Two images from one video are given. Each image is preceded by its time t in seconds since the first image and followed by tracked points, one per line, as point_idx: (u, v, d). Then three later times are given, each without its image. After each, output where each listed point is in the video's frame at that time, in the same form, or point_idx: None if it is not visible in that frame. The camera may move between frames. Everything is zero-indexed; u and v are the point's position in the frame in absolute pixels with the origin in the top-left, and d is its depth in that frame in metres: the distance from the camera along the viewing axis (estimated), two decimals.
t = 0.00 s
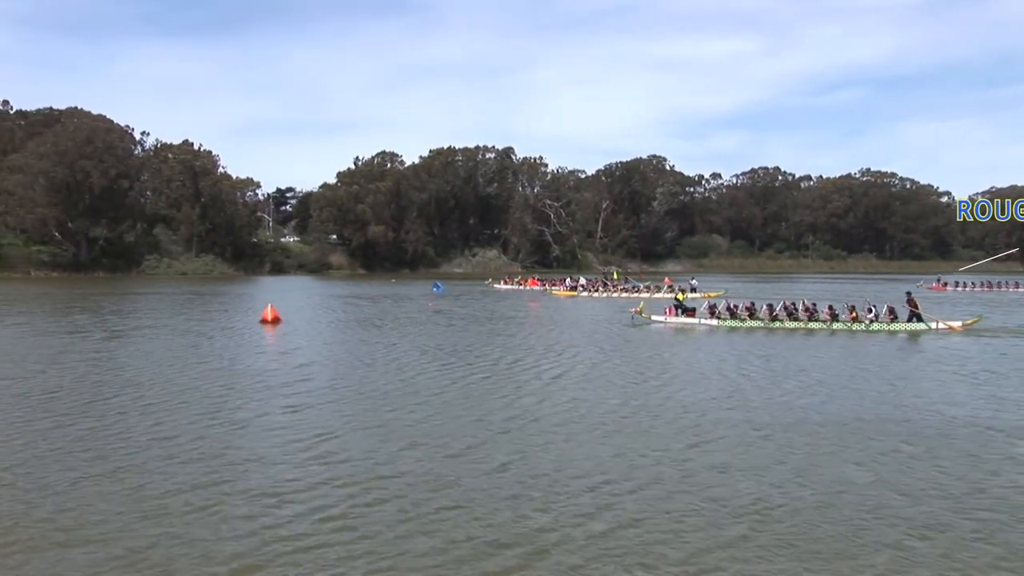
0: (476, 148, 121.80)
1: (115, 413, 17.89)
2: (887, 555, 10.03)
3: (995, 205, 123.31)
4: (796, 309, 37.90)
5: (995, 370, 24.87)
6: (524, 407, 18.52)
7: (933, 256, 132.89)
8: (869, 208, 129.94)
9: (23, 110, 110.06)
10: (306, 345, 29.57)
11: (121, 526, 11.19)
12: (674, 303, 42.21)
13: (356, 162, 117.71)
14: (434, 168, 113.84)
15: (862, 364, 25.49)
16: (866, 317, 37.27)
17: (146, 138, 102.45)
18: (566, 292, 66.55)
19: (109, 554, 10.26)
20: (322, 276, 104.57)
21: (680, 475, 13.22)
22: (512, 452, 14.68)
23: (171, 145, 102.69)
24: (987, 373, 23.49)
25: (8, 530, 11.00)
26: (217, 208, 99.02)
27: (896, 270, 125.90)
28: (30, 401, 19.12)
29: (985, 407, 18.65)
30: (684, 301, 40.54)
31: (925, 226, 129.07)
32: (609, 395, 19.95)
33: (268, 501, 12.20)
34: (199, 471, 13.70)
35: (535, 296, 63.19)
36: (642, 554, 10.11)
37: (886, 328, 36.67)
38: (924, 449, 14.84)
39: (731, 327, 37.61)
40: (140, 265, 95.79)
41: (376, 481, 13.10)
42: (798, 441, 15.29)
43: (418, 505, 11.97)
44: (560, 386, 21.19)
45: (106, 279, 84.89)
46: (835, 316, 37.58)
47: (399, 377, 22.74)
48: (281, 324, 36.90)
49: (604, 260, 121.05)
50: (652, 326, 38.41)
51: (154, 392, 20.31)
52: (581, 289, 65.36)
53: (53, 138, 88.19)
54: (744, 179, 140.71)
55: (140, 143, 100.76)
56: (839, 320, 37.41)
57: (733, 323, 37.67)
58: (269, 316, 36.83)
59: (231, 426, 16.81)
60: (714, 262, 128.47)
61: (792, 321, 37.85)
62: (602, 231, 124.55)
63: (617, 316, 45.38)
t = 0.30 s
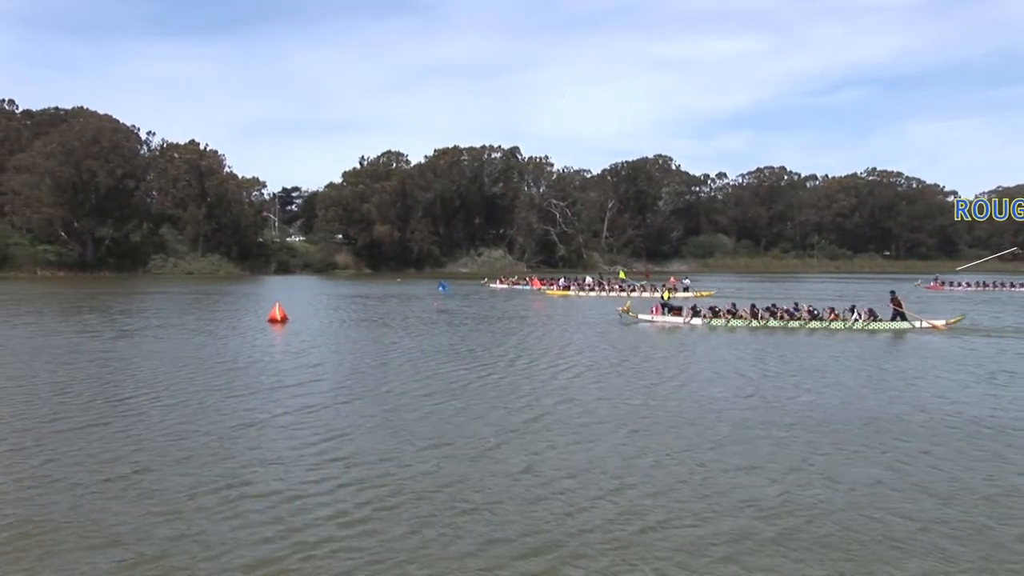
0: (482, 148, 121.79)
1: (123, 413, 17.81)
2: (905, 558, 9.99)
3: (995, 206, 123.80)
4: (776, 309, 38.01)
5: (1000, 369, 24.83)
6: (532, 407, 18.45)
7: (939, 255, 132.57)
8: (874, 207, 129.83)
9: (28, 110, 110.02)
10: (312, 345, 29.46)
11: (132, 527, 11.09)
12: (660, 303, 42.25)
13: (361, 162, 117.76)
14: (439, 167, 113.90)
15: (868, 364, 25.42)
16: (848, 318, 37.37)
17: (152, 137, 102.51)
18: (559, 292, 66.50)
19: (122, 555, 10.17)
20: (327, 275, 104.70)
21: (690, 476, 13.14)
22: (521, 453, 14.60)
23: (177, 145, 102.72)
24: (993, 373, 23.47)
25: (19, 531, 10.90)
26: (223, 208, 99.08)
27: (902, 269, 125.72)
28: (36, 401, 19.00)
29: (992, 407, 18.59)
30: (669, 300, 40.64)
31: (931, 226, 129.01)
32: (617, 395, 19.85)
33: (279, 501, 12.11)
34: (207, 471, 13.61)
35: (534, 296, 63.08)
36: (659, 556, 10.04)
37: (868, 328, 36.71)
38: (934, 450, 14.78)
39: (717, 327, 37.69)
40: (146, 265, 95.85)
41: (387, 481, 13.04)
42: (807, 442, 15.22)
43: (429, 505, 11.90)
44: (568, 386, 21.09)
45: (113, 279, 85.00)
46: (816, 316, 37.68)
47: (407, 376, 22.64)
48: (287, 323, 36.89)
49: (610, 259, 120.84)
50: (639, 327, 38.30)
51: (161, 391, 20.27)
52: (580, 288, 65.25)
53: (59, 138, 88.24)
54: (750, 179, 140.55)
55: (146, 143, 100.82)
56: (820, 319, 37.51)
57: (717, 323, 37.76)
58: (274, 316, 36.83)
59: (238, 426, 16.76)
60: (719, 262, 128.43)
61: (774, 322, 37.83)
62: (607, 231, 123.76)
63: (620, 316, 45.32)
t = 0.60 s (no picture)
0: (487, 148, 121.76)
1: (135, 413, 17.82)
2: (926, 563, 9.94)
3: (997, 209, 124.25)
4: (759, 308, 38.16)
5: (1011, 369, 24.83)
6: (542, 408, 18.43)
7: (945, 256, 132.23)
8: (881, 208, 129.71)
9: (35, 110, 110.14)
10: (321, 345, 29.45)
11: (149, 529, 11.07)
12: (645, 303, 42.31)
13: (367, 161, 117.80)
14: (445, 167, 113.89)
15: (878, 364, 25.40)
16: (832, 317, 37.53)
17: (157, 137, 102.57)
18: (552, 292, 66.50)
19: (137, 559, 10.12)
20: (333, 276, 104.81)
21: (702, 478, 13.11)
22: (534, 454, 14.57)
23: (183, 145, 102.74)
24: (1004, 373, 23.46)
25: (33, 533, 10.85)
26: (228, 208, 99.13)
27: (908, 269, 125.52)
28: (47, 401, 19.01)
29: (1001, 407, 18.59)
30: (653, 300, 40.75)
31: (937, 226, 129.04)
32: (628, 396, 19.82)
33: (293, 502, 12.10)
34: (221, 471, 13.59)
35: (536, 296, 63.08)
36: (676, 561, 10.01)
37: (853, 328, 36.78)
38: (948, 451, 14.74)
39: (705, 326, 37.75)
40: (152, 265, 95.88)
41: (401, 483, 12.99)
42: (820, 444, 15.16)
43: (445, 508, 11.83)
44: (580, 386, 21.08)
45: (120, 279, 85.03)
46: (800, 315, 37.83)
47: (417, 376, 22.62)
48: (294, 323, 36.90)
49: (615, 259, 120.65)
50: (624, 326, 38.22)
51: (172, 392, 20.23)
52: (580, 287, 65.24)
53: (66, 139, 88.33)
54: (755, 179, 140.36)
55: (152, 143, 100.91)
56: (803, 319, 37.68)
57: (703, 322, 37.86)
58: (282, 316, 36.84)
59: (252, 426, 16.74)
60: (725, 262, 128.31)
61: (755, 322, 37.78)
62: (613, 230, 123.69)
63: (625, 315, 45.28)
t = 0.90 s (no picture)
0: (494, 148, 121.77)
1: (146, 414, 17.79)
2: (949, 568, 9.84)
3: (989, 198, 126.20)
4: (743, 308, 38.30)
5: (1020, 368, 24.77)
6: (553, 408, 18.39)
7: (953, 256, 131.92)
8: (888, 208, 129.56)
9: (42, 111, 110.33)
10: (330, 345, 29.42)
11: (162, 533, 10.95)
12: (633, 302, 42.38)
13: (374, 161, 117.90)
14: (451, 167, 113.94)
15: (889, 364, 25.32)
16: (815, 317, 37.69)
17: (164, 138, 102.71)
18: (548, 291, 66.50)
19: (150, 564, 10.01)
20: (340, 276, 104.95)
21: (718, 480, 13.00)
22: (547, 454, 14.48)
23: (189, 146, 102.81)
24: (1014, 373, 23.41)
25: (45, 537, 10.73)
26: (235, 208, 99.22)
27: (916, 269, 125.20)
28: (57, 402, 18.99)
29: (1010, 408, 18.55)
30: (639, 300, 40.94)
31: (944, 226, 128.82)
32: (640, 396, 19.76)
33: (307, 504, 11.97)
34: (233, 472, 13.50)
35: (539, 296, 63.08)
36: (698, 564, 9.87)
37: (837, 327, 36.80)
38: (963, 452, 14.63)
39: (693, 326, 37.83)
40: (158, 265, 95.95)
41: (414, 484, 12.89)
42: (834, 445, 15.06)
43: (460, 510, 11.72)
44: (589, 386, 21.09)
45: (127, 279, 85.06)
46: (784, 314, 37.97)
47: (427, 377, 22.63)
48: (303, 323, 36.90)
49: (622, 259, 120.59)
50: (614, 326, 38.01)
51: (182, 391, 20.25)
52: (582, 287, 65.26)
53: (72, 138, 88.35)
54: (762, 178, 140.21)
55: (158, 144, 101.02)
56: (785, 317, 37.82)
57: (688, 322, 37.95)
58: (290, 315, 36.85)
59: (261, 425, 16.78)
60: (731, 262, 128.11)
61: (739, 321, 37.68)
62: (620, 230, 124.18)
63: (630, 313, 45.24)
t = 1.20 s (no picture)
0: (502, 148, 121.82)
1: (163, 414, 17.89)
2: (965, 566, 9.92)
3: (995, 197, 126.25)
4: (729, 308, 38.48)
5: None
6: (564, 408, 18.48)
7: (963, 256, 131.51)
8: (897, 208, 129.24)
9: (51, 112, 110.66)
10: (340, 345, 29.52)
11: (184, 534, 10.97)
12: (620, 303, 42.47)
13: (382, 162, 118.05)
14: (459, 167, 113.98)
15: (900, 364, 25.39)
16: (801, 317, 37.87)
17: (172, 138, 102.92)
18: (547, 292, 66.59)
19: (172, 564, 10.04)
20: (348, 276, 105.11)
21: (735, 483, 13.00)
22: (562, 456, 14.52)
23: (198, 146, 102.99)
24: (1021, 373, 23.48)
25: (65, 539, 10.74)
26: (242, 208, 99.38)
27: (924, 269, 124.89)
28: (70, 402, 19.10)
29: (1017, 408, 18.62)
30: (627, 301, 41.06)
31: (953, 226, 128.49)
32: (651, 397, 19.82)
33: (324, 504, 12.06)
34: (251, 473, 13.53)
35: (545, 296, 63.17)
36: (717, 566, 9.90)
37: (820, 328, 37.05)
38: (976, 454, 14.68)
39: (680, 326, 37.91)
40: (167, 265, 96.06)
41: (433, 486, 12.92)
42: (847, 446, 15.10)
43: (480, 512, 11.75)
44: (599, 387, 21.18)
45: (136, 280, 85.14)
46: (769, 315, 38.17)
47: (437, 377, 22.73)
48: (312, 323, 37.02)
49: (629, 259, 120.47)
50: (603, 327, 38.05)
51: (194, 391, 20.36)
52: (586, 287, 65.36)
53: (81, 139, 88.49)
54: (770, 179, 140.17)
55: (167, 144, 101.23)
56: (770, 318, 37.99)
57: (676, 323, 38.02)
58: (299, 315, 36.98)
59: (274, 425, 16.88)
60: (740, 262, 127.95)
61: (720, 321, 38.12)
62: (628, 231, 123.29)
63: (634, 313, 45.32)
